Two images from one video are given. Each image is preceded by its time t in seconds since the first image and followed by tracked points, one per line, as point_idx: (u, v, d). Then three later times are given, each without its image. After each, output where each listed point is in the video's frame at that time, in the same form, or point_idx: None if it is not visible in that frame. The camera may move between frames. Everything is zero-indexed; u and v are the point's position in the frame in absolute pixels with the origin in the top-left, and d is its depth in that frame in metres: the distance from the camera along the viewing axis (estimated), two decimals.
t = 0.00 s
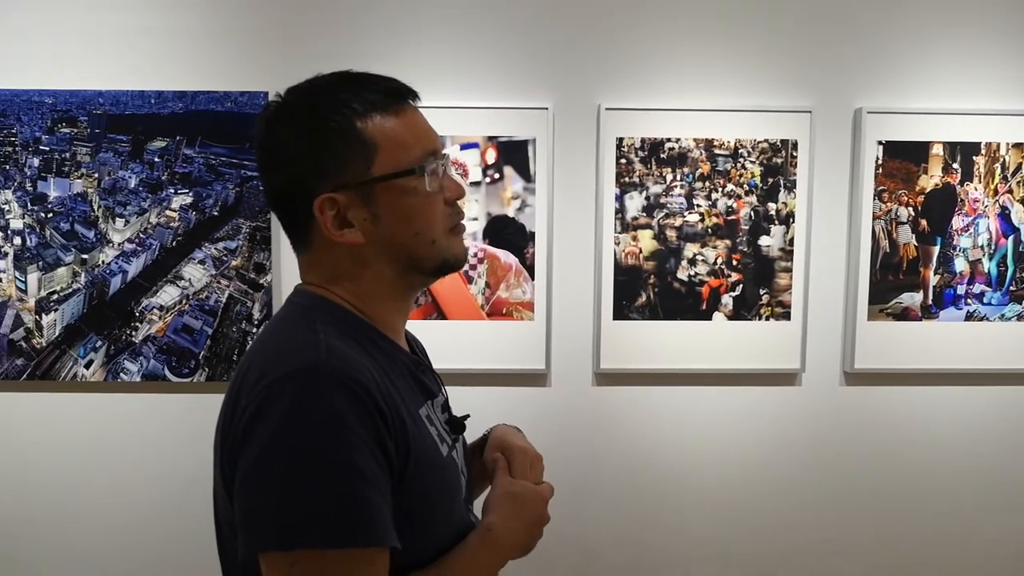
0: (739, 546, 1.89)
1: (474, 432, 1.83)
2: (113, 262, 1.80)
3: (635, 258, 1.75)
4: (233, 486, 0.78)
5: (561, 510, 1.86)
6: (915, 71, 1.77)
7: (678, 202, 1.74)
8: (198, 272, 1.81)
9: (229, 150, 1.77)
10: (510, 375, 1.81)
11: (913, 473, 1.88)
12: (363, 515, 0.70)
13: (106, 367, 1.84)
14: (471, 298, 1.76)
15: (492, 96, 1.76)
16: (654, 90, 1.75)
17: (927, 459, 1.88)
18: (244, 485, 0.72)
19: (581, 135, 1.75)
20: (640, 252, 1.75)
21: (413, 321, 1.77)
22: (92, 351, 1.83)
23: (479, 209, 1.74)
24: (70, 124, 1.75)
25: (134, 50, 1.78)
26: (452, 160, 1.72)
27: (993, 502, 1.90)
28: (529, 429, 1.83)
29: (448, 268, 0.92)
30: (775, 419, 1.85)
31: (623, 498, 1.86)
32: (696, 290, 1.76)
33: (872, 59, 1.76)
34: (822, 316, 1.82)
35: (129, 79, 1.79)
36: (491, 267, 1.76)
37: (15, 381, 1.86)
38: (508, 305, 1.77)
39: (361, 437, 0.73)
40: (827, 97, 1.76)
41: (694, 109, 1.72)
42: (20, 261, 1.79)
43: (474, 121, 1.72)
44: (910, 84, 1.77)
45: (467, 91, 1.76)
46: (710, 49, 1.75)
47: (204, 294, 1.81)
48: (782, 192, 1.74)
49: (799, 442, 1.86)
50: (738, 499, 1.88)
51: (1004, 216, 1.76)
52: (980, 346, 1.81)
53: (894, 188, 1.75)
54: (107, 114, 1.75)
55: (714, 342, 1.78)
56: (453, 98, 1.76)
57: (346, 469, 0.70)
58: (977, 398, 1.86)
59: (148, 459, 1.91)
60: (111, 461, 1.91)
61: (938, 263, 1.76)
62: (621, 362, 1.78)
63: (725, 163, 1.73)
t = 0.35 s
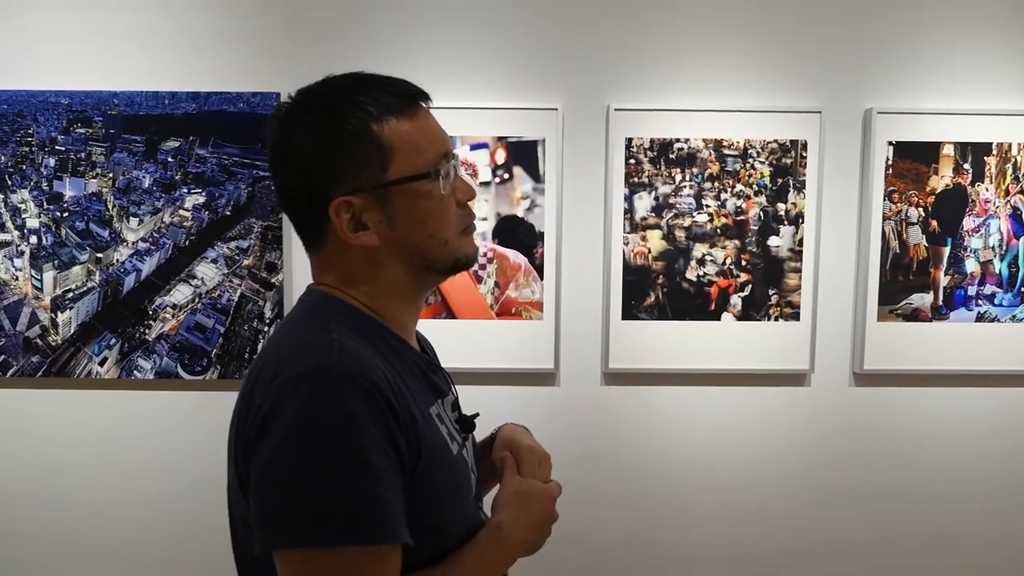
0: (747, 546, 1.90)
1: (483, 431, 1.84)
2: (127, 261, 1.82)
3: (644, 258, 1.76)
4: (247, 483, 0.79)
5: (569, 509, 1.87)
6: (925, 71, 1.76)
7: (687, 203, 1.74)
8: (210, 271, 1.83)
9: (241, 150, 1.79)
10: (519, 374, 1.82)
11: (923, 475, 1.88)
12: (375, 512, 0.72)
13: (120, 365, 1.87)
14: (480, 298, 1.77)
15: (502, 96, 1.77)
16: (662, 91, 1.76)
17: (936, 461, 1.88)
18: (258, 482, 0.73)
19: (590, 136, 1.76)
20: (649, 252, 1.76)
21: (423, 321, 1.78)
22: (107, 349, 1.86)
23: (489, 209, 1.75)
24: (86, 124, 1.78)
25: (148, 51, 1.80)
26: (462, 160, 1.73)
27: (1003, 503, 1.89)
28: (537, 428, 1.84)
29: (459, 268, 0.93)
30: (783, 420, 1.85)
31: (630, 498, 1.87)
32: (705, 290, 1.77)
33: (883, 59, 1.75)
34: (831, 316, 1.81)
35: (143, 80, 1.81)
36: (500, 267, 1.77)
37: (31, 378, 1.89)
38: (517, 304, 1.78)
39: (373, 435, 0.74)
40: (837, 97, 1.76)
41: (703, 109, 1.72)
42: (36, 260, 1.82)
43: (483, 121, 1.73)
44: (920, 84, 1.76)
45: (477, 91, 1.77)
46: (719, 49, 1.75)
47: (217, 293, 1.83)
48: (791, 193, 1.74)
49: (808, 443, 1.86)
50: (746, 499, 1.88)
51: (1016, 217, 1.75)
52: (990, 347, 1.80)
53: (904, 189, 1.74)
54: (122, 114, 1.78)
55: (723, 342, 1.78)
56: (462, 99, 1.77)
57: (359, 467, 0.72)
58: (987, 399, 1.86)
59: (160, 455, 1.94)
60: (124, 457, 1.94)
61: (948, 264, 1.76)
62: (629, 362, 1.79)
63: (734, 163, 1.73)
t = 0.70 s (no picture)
0: (753, 547, 1.89)
1: (490, 432, 1.85)
2: (137, 262, 1.84)
3: (651, 259, 1.76)
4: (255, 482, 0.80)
5: (575, 510, 1.87)
6: (933, 71, 1.76)
7: (694, 204, 1.75)
8: (219, 273, 1.84)
9: (250, 152, 1.80)
10: (525, 375, 1.82)
11: (931, 476, 1.87)
12: (381, 510, 0.72)
13: (130, 366, 1.88)
14: (487, 299, 1.78)
15: (508, 98, 1.77)
16: (668, 92, 1.76)
17: (944, 462, 1.87)
18: (267, 480, 0.74)
19: (596, 138, 1.76)
20: (656, 254, 1.76)
21: (430, 322, 1.79)
22: (117, 350, 1.88)
23: (495, 210, 1.75)
24: (96, 127, 1.80)
25: (158, 55, 1.82)
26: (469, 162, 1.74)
27: (1012, 505, 1.89)
28: (544, 429, 1.84)
29: (464, 271, 0.93)
30: (790, 421, 1.84)
31: (637, 498, 1.87)
32: (711, 291, 1.77)
33: (889, 59, 1.75)
34: (839, 317, 1.81)
35: (153, 83, 1.83)
36: (507, 268, 1.77)
37: (43, 378, 1.91)
38: (523, 305, 1.78)
39: (380, 435, 0.75)
40: (844, 97, 1.75)
41: (709, 110, 1.72)
42: (48, 261, 1.84)
43: (490, 123, 1.74)
44: (928, 85, 1.76)
45: (483, 93, 1.77)
46: (726, 51, 1.75)
47: (225, 294, 1.85)
48: (798, 194, 1.74)
49: (814, 443, 1.85)
50: (753, 500, 1.88)
51: None
52: (999, 348, 1.80)
53: (911, 190, 1.74)
54: (132, 117, 1.79)
55: (729, 343, 1.78)
56: (469, 101, 1.77)
57: (365, 466, 0.72)
58: (995, 400, 1.85)
59: (169, 455, 1.95)
60: (134, 456, 1.96)
61: (956, 264, 1.75)
62: (635, 363, 1.79)
63: (741, 164, 1.73)
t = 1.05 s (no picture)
0: (760, 549, 1.89)
1: (496, 432, 1.85)
2: (146, 262, 1.85)
3: (658, 260, 1.76)
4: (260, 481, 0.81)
5: (582, 511, 1.87)
6: (941, 71, 1.75)
7: (701, 205, 1.74)
8: (228, 273, 1.85)
9: (258, 153, 1.81)
10: (533, 376, 1.83)
11: (939, 478, 1.87)
12: (383, 510, 0.73)
13: (139, 365, 1.90)
14: (494, 300, 1.78)
15: (515, 99, 1.77)
16: (675, 93, 1.76)
17: (952, 464, 1.86)
18: (269, 478, 0.74)
19: (603, 138, 1.77)
20: (663, 254, 1.76)
21: (438, 322, 1.80)
22: (126, 350, 1.89)
23: (502, 211, 1.76)
24: (107, 128, 1.81)
25: (168, 56, 1.83)
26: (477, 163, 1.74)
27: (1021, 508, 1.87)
28: (550, 429, 1.84)
29: (471, 274, 0.94)
30: (797, 422, 1.84)
31: (643, 499, 1.87)
32: (718, 292, 1.76)
33: (898, 60, 1.74)
34: (846, 318, 1.81)
35: (163, 85, 1.84)
36: (514, 269, 1.78)
37: (54, 377, 1.92)
38: (530, 306, 1.78)
39: (381, 435, 0.75)
40: (852, 97, 1.75)
41: (716, 111, 1.72)
42: (59, 261, 1.85)
43: (497, 124, 1.74)
44: (937, 85, 1.75)
45: (490, 94, 1.78)
46: (733, 51, 1.75)
47: (234, 294, 1.86)
48: (806, 194, 1.74)
49: (821, 445, 1.85)
50: (759, 501, 1.87)
51: None
52: (1009, 349, 1.79)
53: (920, 190, 1.73)
54: (141, 119, 1.81)
55: (737, 344, 1.78)
56: (476, 102, 1.78)
57: (368, 465, 0.73)
58: (1004, 402, 1.84)
59: (178, 454, 1.96)
60: (143, 455, 1.97)
61: (965, 266, 1.75)
62: (642, 363, 1.79)
63: (748, 165, 1.73)
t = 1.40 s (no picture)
0: (761, 549, 1.89)
1: (496, 432, 1.85)
2: (147, 262, 1.85)
3: (658, 261, 1.76)
4: (259, 482, 0.81)
5: (582, 512, 1.87)
6: (943, 71, 1.74)
7: (701, 205, 1.74)
8: (229, 273, 1.86)
9: (259, 154, 1.81)
10: (533, 377, 1.82)
11: (941, 479, 1.86)
12: (383, 510, 0.73)
13: (141, 365, 1.90)
14: (494, 300, 1.78)
15: (515, 99, 1.77)
16: (676, 93, 1.76)
17: (954, 465, 1.86)
18: (269, 479, 0.74)
19: (603, 139, 1.76)
20: (663, 254, 1.76)
21: (438, 322, 1.80)
22: (128, 349, 1.89)
23: (503, 212, 1.76)
24: (108, 129, 1.82)
25: (170, 58, 1.84)
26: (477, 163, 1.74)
27: None
28: (550, 429, 1.84)
29: (466, 274, 0.93)
30: (798, 423, 1.83)
31: (643, 500, 1.87)
32: (719, 292, 1.76)
33: (899, 59, 1.74)
34: (848, 319, 1.80)
35: (164, 86, 1.84)
36: (514, 269, 1.78)
37: (56, 377, 1.93)
38: (531, 306, 1.78)
39: (381, 435, 0.75)
40: (853, 97, 1.74)
41: (716, 111, 1.71)
42: (61, 262, 1.86)
43: (497, 124, 1.74)
44: (938, 85, 1.74)
45: (490, 95, 1.78)
46: (735, 51, 1.74)
47: (234, 294, 1.86)
48: (807, 195, 1.73)
49: (823, 446, 1.84)
50: (760, 503, 1.87)
51: None
52: (1011, 350, 1.78)
53: (922, 190, 1.72)
54: (142, 120, 1.81)
55: (737, 344, 1.78)
56: (476, 102, 1.78)
57: (367, 465, 0.73)
58: (1006, 403, 1.83)
59: (179, 454, 1.97)
60: (145, 455, 1.97)
61: (967, 266, 1.74)
62: (643, 364, 1.79)
63: (749, 165, 1.73)
